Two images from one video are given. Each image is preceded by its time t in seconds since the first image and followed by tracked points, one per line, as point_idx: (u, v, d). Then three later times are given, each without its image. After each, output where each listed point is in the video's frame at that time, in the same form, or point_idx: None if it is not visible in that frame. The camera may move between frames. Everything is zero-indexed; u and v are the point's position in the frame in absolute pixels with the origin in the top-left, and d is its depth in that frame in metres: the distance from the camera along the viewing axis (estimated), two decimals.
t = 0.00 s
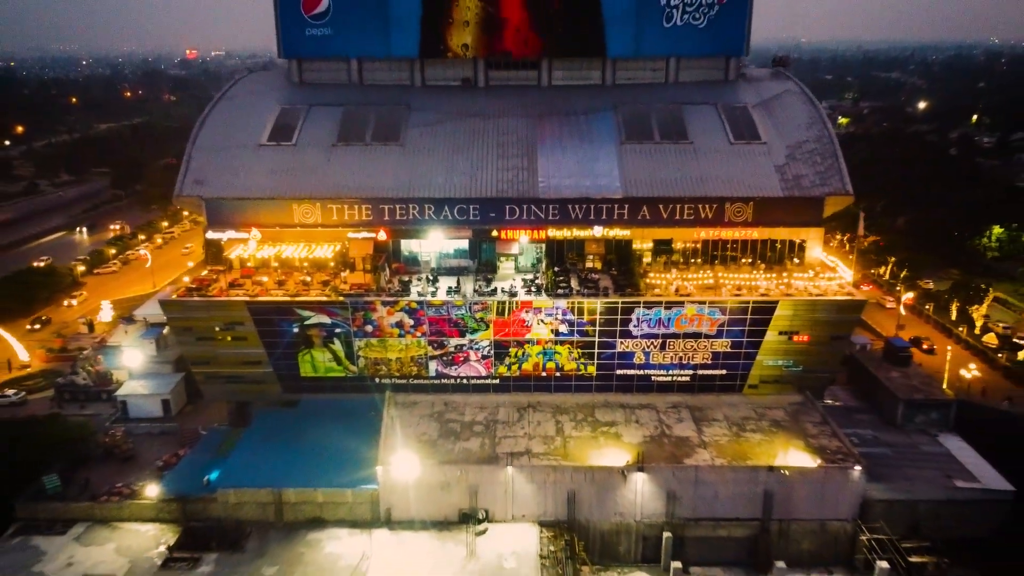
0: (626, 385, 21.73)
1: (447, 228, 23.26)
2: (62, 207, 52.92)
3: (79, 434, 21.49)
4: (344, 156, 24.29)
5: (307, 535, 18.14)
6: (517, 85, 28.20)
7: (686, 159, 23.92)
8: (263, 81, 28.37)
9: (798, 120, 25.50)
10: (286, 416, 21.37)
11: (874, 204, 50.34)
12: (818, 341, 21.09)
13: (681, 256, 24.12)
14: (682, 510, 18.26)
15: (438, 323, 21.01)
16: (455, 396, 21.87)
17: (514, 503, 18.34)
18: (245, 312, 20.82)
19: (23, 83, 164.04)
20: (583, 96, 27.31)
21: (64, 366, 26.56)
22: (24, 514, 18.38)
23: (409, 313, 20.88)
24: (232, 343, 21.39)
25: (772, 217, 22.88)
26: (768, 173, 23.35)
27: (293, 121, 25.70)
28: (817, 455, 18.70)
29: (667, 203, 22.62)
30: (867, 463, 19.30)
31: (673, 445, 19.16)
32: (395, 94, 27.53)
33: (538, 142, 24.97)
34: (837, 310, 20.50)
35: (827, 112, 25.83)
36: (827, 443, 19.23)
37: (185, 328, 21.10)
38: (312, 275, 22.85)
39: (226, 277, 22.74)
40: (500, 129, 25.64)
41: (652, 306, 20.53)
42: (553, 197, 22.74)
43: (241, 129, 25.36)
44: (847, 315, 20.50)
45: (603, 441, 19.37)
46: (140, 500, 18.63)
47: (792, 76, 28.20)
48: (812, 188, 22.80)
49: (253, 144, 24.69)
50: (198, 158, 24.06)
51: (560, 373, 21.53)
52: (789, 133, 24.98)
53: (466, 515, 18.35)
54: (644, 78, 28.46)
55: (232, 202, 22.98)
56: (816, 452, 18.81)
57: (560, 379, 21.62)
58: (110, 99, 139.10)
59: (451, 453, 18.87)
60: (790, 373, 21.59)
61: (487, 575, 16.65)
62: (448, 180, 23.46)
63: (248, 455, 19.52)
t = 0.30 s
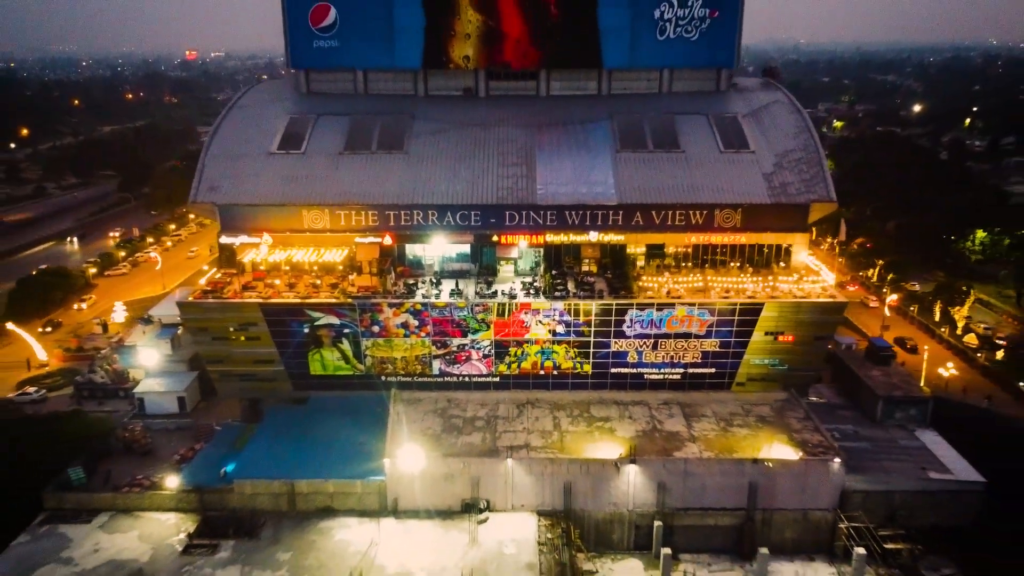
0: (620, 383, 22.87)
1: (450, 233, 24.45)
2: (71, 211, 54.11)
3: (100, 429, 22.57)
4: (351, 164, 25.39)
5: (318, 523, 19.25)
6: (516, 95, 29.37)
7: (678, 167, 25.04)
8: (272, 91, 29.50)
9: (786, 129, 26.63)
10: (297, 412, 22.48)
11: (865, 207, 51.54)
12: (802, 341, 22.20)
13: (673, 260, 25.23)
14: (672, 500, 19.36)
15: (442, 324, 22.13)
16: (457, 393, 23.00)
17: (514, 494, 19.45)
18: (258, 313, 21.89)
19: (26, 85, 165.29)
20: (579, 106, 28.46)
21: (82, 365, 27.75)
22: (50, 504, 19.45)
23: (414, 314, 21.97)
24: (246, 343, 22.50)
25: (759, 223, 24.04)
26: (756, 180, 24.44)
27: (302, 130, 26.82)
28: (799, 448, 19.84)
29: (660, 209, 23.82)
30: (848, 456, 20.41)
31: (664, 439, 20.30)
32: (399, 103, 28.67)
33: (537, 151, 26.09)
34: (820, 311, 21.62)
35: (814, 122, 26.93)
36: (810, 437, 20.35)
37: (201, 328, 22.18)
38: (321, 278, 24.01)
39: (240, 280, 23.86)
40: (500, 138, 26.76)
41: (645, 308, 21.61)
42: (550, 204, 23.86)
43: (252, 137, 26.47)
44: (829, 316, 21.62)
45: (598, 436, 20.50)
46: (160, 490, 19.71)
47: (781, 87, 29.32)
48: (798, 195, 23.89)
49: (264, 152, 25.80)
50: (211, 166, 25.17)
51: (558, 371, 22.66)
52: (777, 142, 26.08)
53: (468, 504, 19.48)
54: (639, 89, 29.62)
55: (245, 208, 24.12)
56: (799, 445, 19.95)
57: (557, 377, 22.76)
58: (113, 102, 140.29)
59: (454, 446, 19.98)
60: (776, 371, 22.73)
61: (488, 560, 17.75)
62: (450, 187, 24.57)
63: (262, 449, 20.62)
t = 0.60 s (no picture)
0: (614, 380, 24.01)
1: (452, 238, 25.56)
2: (78, 214, 55.20)
3: (118, 425, 23.65)
4: (357, 171, 26.49)
5: (328, 513, 20.34)
6: (515, 105, 30.52)
7: (670, 175, 26.15)
8: (280, 100, 30.62)
9: (774, 138, 27.76)
10: (307, 409, 23.62)
11: (857, 211, 52.74)
12: (787, 341, 23.33)
13: (665, 264, 26.39)
14: (663, 492, 20.48)
15: (444, 325, 23.24)
16: (460, 390, 24.14)
17: (514, 485, 20.56)
18: (269, 314, 22.97)
19: (28, 88, 166.44)
20: (576, 115, 29.60)
21: (98, 365, 28.89)
22: (74, 495, 20.52)
23: (418, 315, 23.08)
24: (258, 342, 23.59)
25: (748, 228, 25.17)
26: (745, 187, 25.56)
27: (310, 139, 27.93)
28: (784, 443, 20.96)
29: (653, 216, 24.93)
30: (830, 450, 21.52)
31: (656, 434, 21.43)
32: (403, 113, 29.79)
33: (535, 159, 27.20)
34: (805, 313, 22.75)
35: (801, 131, 28.06)
36: (794, 432, 21.48)
37: (215, 329, 23.25)
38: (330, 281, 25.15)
39: (251, 283, 24.97)
40: (500, 146, 27.88)
41: (638, 309, 22.74)
42: (548, 210, 24.98)
43: (261, 145, 27.56)
44: (814, 317, 22.75)
45: (593, 431, 21.63)
46: (178, 482, 20.79)
47: (771, 97, 30.46)
48: (784, 202, 25.02)
49: (273, 160, 26.90)
50: (223, 173, 26.25)
51: (555, 369, 23.79)
52: (765, 150, 27.20)
53: (470, 496, 20.58)
54: (634, 98, 30.79)
55: (256, 214, 25.21)
56: (783, 440, 21.08)
57: (554, 375, 23.89)
58: (114, 104, 141.51)
59: (457, 441, 21.09)
60: (763, 370, 23.86)
61: (489, 548, 18.83)
62: (453, 194, 25.68)
63: (274, 443, 21.73)
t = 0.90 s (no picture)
0: (610, 379, 25.13)
1: (454, 242, 26.72)
2: (86, 217, 56.30)
3: (135, 421, 24.76)
4: (363, 178, 27.60)
5: (338, 505, 21.42)
6: (515, 113, 31.66)
7: (664, 182, 27.27)
8: (288, 108, 31.74)
9: (764, 146, 28.84)
10: (317, 406, 24.74)
11: (849, 214, 53.89)
12: (775, 340, 24.44)
13: (658, 266, 27.54)
14: (655, 484, 21.57)
15: (447, 326, 24.35)
16: (462, 388, 25.27)
17: (513, 478, 21.66)
18: (280, 315, 24.07)
19: (29, 90, 167.51)
20: (573, 124, 30.73)
21: (113, 364, 29.96)
22: (96, 487, 21.65)
23: (422, 316, 24.19)
24: (269, 342, 24.68)
25: (737, 232, 26.37)
26: (735, 193, 26.69)
27: (317, 147, 29.05)
28: (770, 437, 22.09)
29: (647, 221, 26.13)
30: (814, 445, 22.66)
31: (649, 430, 22.56)
32: (406, 121, 30.91)
33: (534, 166, 28.33)
34: (791, 314, 23.87)
35: (790, 139, 29.14)
36: (779, 427, 22.63)
37: (228, 329, 24.35)
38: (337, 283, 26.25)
39: (262, 285, 26.08)
40: (500, 154, 29.00)
41: (632, 311, 23.86)
42: (547, 216, 26.10)
43: (271, 153, 28.69)
44: (799, 318, 23.89)
45: (589, 427, 22.76)
46: (194, 475, 21.89)
47: (762, 105, 31.54)
48: (773, 208, 26.13)
49: (282, 167, 28.03)
50: (235, 180, 27.39)
51: (553, 368, 24.90)
52: (755, 158, 28.28)
53: (472, 488, 21.67)
54: (629, 107, 31.93)
55: (267, 219, 26.33)
56: (769, 435, 22.20)
57: (553, 374, 25.02)
58: (116, 106, 142.59)
59: (460, 436, 22.20)
60: (752, 369, 24.98)
61: (490, 536, 19.92)
62: (455, 200, 26.80)
63: (286, 438, 22.82)
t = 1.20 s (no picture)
0: (606, 377, 26.24)
1: (456, 246, 27.77)
2: (94, 220, 57.37)
3: (150, 418, 25.84)
4: (368, 184, 28.67)
5: (346, 496, 22.51)
6: (514, 121, 32.82)
7: (658, 188, 28.36)
8: (295, 116, 32.86)
9: (754, 153, 29.95)
10: (325, 403, 25.87)
11: (841, 217, 55.09)
12: (763, 341, 25.56)
13: (652, 270, 28.72)
14: (648, 477, 22.67)
15: (450, 326, 25.46)
16: (464, 386, 26.42)
17: (513, 471, 22.76)
18: (290, 316, 25.14)
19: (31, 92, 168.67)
20: (571, 132, 31.86)
21: (127, 364, 31.04)
22: (116, 480, 22.76)
23: (426, 317, 25.30)
24: (279, 342, 25.79)
25: (728, 237, 27.41)
26: (726, 200, 27.80)
27: (324, 154, 30.15)
28: (757, 432, 23.22)
29: (641, 226, 27.16)
30: (799, 440, 23.79)
31: (642, 425, 23.71)
32: (409, 129, 32.04)
33: (533, 173, 29.44)
34: (779, 315, 24.98)
35: (780, 147, 30.23)
36: (766, 423, 23.75)
37: (241, 330, 25.42)
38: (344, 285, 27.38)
39: (272, 288, 27.25)
40: (500, 161, 30.11)
41: (626, 312, 24.97)
42: (545, 222, 27.19)
43: (280, 160, 29.75)
44: (786, 319, 25.01)
45: (585, 423, 23.90)
46: (209, 468, 22.98)
47: (753, 113, 32.69)
48: (762, 214, 27.23)
49: (291, 174, 29.09)
50: (245, 186, 28.43)
51: (551, 367, 26.04)
52: (746, 165, 29.39)
53: (474, 481, 22.78)
54: (625, 115, 33.05)
55: (276, 224, 27.39)
56: (757, 430, 23.33)
57: (551, 373, 26.16)
58: (118, 108, 143.62)
59: (462, 431, 23.33)
60: (741, 368, 26.12)
61: (491, 526, 21.01)
62: (457, 206, 27.89)
63: (297, 434, 23.92)
